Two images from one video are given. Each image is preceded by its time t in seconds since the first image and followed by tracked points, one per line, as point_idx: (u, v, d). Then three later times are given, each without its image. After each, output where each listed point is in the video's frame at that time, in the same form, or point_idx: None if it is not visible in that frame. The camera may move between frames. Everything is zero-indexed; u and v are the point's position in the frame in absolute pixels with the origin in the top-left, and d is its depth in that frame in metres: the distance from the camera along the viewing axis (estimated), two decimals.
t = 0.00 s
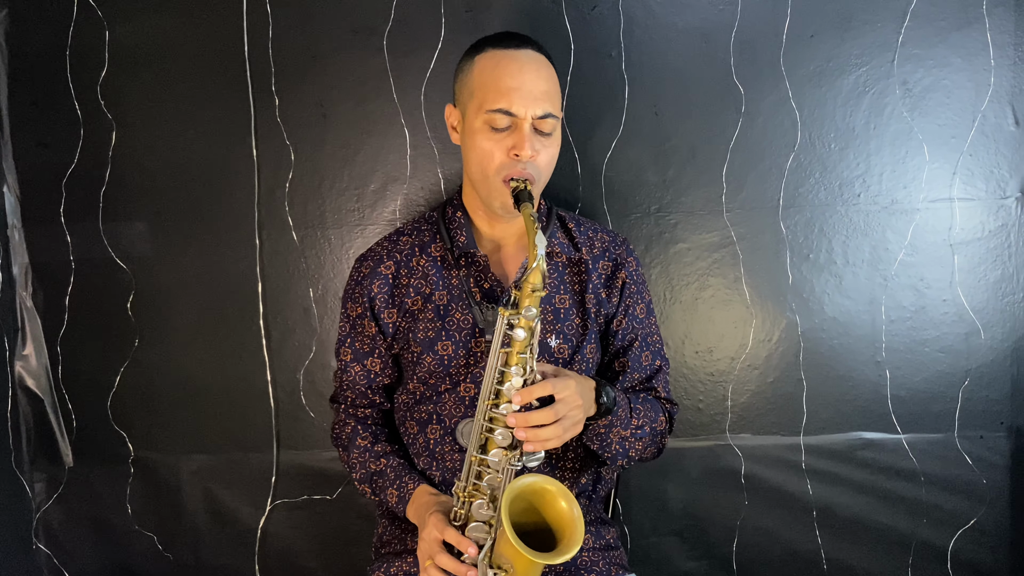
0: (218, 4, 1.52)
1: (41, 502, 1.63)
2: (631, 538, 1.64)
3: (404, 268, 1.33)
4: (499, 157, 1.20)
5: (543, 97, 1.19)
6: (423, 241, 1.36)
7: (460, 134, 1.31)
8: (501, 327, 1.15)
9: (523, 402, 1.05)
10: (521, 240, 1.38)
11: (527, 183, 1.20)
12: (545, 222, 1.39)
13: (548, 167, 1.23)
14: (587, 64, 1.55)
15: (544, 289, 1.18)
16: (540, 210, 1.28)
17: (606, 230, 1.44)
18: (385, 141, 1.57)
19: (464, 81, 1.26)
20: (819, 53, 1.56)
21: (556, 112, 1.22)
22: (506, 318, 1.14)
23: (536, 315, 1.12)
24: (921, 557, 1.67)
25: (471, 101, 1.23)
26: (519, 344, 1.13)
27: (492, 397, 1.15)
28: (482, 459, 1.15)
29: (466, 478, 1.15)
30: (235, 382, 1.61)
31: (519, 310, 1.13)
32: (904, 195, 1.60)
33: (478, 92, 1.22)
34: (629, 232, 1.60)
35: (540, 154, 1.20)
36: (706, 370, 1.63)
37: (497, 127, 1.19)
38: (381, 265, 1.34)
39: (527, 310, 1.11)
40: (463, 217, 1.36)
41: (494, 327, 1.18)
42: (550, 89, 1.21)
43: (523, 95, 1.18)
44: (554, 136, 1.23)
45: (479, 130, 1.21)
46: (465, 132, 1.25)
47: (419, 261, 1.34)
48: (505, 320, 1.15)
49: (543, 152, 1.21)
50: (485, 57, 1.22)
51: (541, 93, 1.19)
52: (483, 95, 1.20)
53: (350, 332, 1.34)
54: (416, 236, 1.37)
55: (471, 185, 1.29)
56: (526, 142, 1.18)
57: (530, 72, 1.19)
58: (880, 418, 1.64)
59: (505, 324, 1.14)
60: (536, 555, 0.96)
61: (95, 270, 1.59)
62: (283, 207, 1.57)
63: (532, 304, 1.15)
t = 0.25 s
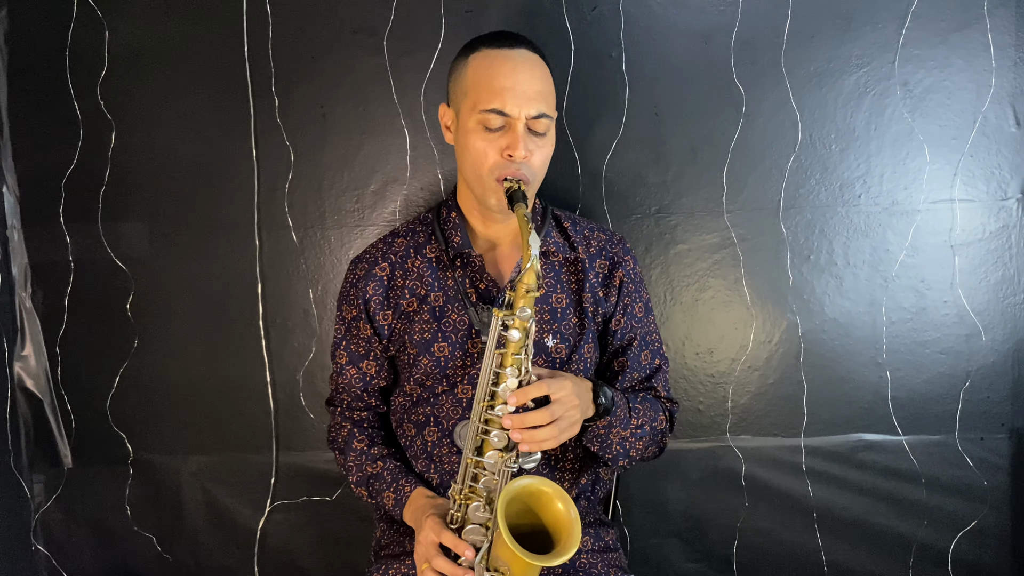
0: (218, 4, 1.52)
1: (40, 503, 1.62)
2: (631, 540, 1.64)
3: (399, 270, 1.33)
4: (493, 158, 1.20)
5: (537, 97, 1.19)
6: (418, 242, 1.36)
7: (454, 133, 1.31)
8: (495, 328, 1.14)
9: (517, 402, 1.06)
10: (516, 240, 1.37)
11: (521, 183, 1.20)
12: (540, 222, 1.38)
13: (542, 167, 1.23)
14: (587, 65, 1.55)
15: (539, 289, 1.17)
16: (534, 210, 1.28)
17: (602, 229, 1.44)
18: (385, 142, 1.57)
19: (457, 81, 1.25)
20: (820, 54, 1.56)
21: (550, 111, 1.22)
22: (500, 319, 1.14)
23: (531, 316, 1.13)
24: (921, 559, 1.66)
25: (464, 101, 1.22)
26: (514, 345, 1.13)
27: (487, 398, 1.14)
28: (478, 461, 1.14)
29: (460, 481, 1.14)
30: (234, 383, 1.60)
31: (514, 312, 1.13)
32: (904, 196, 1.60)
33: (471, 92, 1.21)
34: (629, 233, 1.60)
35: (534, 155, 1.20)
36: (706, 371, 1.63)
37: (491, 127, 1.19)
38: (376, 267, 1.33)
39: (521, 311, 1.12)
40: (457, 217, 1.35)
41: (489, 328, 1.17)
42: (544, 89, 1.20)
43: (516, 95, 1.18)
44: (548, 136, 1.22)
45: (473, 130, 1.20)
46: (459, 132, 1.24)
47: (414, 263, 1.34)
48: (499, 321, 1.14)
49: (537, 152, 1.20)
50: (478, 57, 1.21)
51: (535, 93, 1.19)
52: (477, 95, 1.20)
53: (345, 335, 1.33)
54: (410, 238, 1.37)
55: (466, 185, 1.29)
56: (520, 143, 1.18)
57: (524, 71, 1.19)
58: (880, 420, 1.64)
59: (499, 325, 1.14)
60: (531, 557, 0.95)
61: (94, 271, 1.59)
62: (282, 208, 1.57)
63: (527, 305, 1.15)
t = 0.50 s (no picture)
0: (219, 7, 1.52)
1: (39, 505, 1.62)
2: (630, 543, 1.63)
3: (397, 271, 1.33)
4: (492, 160, 1.20)
5: (536, 100, 1.19)
6: (416, 243, 1.36)
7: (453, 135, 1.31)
8: (495, 332, 1.13)
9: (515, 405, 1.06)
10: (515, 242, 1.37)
11: (520, 186, 1.20)
12: (539, 223, 1.38)
13: (541, 170, 1.23)
14: (588, 68, 1.55)
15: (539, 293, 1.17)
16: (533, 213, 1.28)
17: (601, 231, 1.44)
18: (385, 144, 1.57)
19: (457, 82, 1.25)
20: (820, 56, 1.56)
21: (550, 114, 1.22)
22: (500, 323, 1.13)
23: (530, 320, 1.12)
24: (921, 563, 1.66)
25: (464, 103, 1.22)
26: (512, 349, 1.12)
27: (486, 402, 1.14)
28: (476, 465, 1.14)
29: (460, 484, 1.14)
30: (234, 385, 1.60)
31: (513, 316, 1.13)
32: (904, 199, 1.59)
33: (471, 93, 1.21)
34: (629, 235, 1.60)
35: (533, 158, 1.20)
36: (706, 374, 1.63)
37: (490, 130, 1.19)
38: (373, 269, 1.33)
39: (520, 316, 1.11)
40: (456, 219, 1.36)
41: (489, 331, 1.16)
42: (543, 92, 1.20)
43: (516, 98, 1.18)
44: (547, 139, 1.22)
45: (472, 132, 1.20)
46: (458, 134, 1.25)
47: (412, 264, 1.33)
48: (499, 324, 1.13)
49: (537, 155, 1.21)
50: (478, 58, 1.21)
51: (535, 96, 1.19)
52: (476, 97, 1.20)
53: (343, 337, 1.33)
54: (408, 239, 1.37)
55: (464, 187, 1.29)
56: (519, 146, 1.18)
57: (524, 74, 1.19)
58: (880, 423, 1.64)
59: (498, 329, 1.13)
60: (530, 561, 0.94)
61: (94, 273, 1.59)
62: (282, 211, 1.57)
63: (526, 309, 1.14)
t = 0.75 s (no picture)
0: (220, 10, 1.53)
1: (39, 508, 1.62)
2: (630, 546, 1.64)
3: (399, 275, 1.33)
4: (494, 165, 1.20)
5: (539, 106, 1.19)
6: (418, 247, 1.36)
7: (456, 139, 1.31)
8: (496, 338, 1.15)
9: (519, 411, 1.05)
10: (516, 248, 1.37)
11: (521, 192, 1.20)
12: (542, 228, 1.39)
13: (542, 176, 1.23)
14: (588, 71, 1.55)
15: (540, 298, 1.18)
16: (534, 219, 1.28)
17: (603, 236, 1.45)
18: (386, 147, 1.57)
19: (461, 86, 1.26)
20: (820, 60, 1.56)
21: (552, 120, 1.22)
22: (502, 329, 1.15)
23: (532, 326, 1.13)
24: (921, 566, 1.66)
25: (467, 107, 1.23)
26: (514, 355, 1.13)
27: (489, 408, 1.14)
28: (478, 471, 1.14)
29: (462, 489, 1.14)
30: (234, 388, 1.60)
31: (514, 321, 1.14)
32: (904, 203, 1.60)
33: (474, 98, 1.21)
34: (629, 239, 1.60)
35: (535, 164, 1.20)
36: (707, 378, 1.63)
37: (492, 135, 1.19)
38: (375, 272, 1.33)
39: (522, 321, 1.12)
40: (458, 223, 1.36)
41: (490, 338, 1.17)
42: (546, 98, 1.20)
43: (518, 103, 1.18)
44: (550, 145, 1.23)
45: (475, 137, 1.21)
46: (461, 138, 1.25)
47: (414, 269, 1.34)
48: (501, 330, 1.15)
49: (538, 161, 1.21)
50: (482, 63, 1.21)
51: (538, 102, 1.19)
52: (479, 102, 1.20)
53: (346, 340, 1.33)
54: (410, 243, 1.37)
55: (466, 191, 1.29)
56: (521, 151, 1.18)
57: (527, 80, 1.19)
58: (880, 426, 1.64)
59: (500, 335, 1.15)
60: (531, 568, 0.95)
61: (94, 276, 1.59)
62: (283, 214, 1.57)
63: (527, 315, 1.15)
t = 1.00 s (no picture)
0: (222, 12, 1.53)
1: (41, 510, 1.62)
2: (632, 548, 1.63)
3: (400, 278, 1.33)
4: (494, 168, 1.20)
5: (539, 108, 1.19)
6: (418, 250, 1.36)
7: (456, 142, 1.31)
8: (496, 341, 1.15)
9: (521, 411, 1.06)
10: (516, 251, 1.38)
11: (521, 194, 1.20)
12: (542, 230, 1.39)
13: (542, 178, 1.23)
14: (589, 74, 1.55)
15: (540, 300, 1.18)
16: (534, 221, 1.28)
17: (603, 238, 1.45)
18: (388, 150, 1.57)
19: (461, 89, 1.26)
20: (821, 63, 1.56)
21: (552, 123, 1.22)
22: (502, 332, 1.15)
23: (532, 328, 1.13)
24: (923, 569, 1.66)
25: (467, 110, 1.23)
26: (515, 357, 1.13)
27: (490, 410, 1.15)
28: (480, 474, 1.15)
29: (464, 492, 1.14)
30: (236, 390, 1.60)
31: (514, 324, 1.13)
32: (905, 205, 1.60)
33: (474, 100, 1.22)
34: (630, 241, 1.60)
35: (535, 166, 1.21)
36: (708, 380, 1.63)
37: (492, 137, 1.19)
38: (376, 275, 1.33)
39: (523, 323, 1.12)
40: (458, 227, 1.36)
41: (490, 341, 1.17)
42: (546, 100, 1.21)
43: (518, 106, 1.18)
44: (549, 147, 1.23)
45: (475, 140, 1.21)
46: (461, 141, 1.25)
47: (415, 272, 1.34)
48: (501, 333, 1.15)
49: (538, 163, 1.21)
50: (482, 66, 1.21)
51: (538, 104, 1.19)
52: (479, 105, 1.20)
53: (348, 344, 1.33)
54: (411, 246, 1.37)
55: (466, 194, 1.29)
56: (521, 154, 1.18)
57: (527, 82, 1.19)
58: (882, 429, 1.64)
59: (501, 337, 1.15)
60: (533, 570, 0.95)
61: (96, 277, 1.59)
62: (285, 216, 1.57)
63: (528, 317, 1.15)
